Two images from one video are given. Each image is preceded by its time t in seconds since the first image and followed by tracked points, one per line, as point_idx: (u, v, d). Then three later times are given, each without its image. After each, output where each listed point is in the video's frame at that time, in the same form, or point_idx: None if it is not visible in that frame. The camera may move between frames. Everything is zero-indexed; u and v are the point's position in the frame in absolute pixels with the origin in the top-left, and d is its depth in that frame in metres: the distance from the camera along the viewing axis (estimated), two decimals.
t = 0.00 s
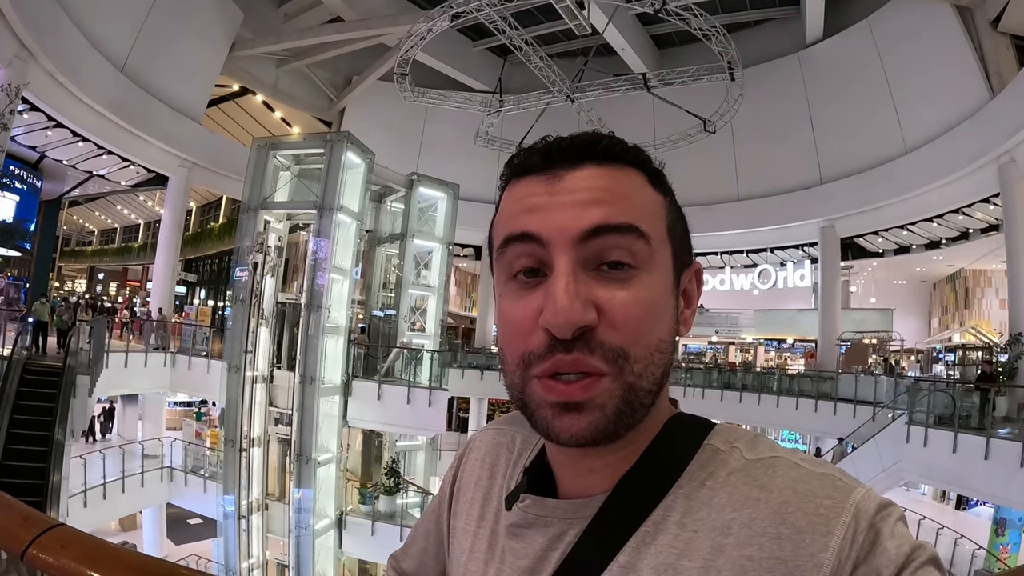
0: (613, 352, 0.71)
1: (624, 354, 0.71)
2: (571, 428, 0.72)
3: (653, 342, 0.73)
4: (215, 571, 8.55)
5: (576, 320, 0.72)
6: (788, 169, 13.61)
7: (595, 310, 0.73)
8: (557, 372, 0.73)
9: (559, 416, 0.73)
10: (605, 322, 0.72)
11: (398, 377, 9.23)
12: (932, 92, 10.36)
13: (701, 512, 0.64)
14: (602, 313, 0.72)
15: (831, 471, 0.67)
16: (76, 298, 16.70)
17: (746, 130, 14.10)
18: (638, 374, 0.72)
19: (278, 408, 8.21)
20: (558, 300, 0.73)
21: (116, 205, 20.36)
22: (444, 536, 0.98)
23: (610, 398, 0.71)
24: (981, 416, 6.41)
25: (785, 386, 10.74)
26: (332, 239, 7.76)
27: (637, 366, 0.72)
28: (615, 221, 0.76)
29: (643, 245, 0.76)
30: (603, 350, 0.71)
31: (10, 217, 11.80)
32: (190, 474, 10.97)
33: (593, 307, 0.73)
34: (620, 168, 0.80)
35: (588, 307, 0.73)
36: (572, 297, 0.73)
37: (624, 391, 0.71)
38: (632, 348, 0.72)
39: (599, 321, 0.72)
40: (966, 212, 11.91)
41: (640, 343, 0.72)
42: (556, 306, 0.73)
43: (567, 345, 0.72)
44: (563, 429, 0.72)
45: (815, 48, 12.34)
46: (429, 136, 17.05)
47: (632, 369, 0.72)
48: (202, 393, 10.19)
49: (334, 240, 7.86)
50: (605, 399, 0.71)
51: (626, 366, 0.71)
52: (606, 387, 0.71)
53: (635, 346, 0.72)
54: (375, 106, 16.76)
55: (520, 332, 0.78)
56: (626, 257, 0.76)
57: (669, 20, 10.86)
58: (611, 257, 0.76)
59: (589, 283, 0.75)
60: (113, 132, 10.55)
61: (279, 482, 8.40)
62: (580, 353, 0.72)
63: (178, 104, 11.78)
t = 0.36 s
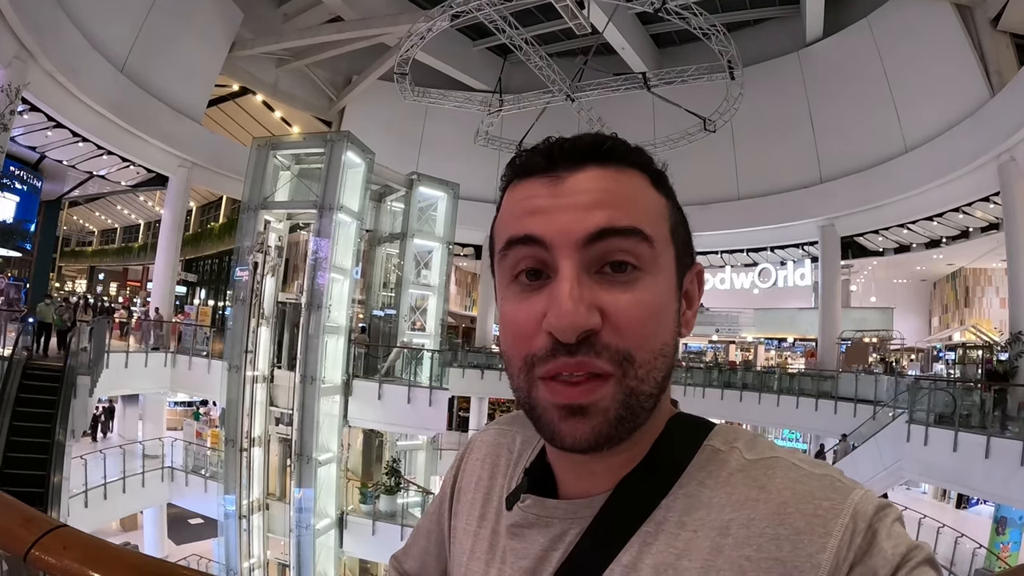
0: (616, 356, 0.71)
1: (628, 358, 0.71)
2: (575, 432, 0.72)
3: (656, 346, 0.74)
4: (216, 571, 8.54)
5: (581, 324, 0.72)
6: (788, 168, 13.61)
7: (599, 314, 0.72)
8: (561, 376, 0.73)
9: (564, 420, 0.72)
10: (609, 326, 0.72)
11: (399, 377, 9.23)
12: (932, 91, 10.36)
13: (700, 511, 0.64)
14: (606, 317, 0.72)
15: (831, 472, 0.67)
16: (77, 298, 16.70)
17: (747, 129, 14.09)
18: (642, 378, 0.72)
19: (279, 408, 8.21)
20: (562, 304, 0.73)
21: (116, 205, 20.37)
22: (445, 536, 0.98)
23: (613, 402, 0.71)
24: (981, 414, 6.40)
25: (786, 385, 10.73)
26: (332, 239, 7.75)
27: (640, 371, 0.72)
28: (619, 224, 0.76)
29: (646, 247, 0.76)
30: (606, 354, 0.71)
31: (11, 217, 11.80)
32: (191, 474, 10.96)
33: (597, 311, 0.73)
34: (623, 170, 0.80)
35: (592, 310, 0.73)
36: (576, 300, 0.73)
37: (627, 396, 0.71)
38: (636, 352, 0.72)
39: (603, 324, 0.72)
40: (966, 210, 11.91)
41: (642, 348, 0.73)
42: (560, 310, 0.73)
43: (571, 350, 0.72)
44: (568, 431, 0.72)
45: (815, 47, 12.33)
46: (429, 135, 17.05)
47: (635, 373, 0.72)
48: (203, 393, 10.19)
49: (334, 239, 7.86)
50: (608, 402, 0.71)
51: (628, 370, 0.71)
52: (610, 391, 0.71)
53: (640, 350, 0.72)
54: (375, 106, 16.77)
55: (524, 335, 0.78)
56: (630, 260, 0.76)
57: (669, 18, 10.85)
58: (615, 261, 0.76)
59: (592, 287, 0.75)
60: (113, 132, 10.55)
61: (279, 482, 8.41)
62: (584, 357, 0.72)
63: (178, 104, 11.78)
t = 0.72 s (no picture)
0: (615, 355, 0.71)
1: (625, 358, 0.71)
2: (572, 433, 0.72)
3: (654, 346, 0.74)
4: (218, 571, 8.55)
5: (576, 325, 0.72)
6: (788, 167, 13.61)
7: (595, 315, 0.72)
8: (559, 377, 0.73)
9: (561, 420, 0.72)
10: (605, 327, 0.72)
11: (399, 376, 9.25)
12: (933, 89, 10.34)
13: (698, 506, 0.64)
14: (603, 317, 0.72)
15: (827, 467, 0.67)
16: (77, 298, 16.72)
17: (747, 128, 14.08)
18: (639, 378, 0.72)
19: (280, 408, 8.22)
20: (559, 305, 0.73)
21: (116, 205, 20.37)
22: (443, 534, 0.98)
23: (610, 402, 0.71)
24: (982, 413, 6.40)
25: (787, 384, 10.71)
26: (332, 239, 7.76)
27: (639, 371, 0.72)
28: (616, 224, 0.76)
29: (643, 247, 0.76)
30: (605, 353, 0.71)
31: (11, 218, 11.80)
32: (192, 473, 10.97)
33: (594, 312, 0.73)
34: (619, 168, 0.80)
35: (588, 311, 0.72)
36: (573, 302, 0.73)
37: (625, 396, 0.71)
38: (634, 351, 0.72)
39: (600, 325, 0.72)
40: (967, 209, 11.91)
41: (641, 347, 0.73)
42: (557, 311, 0.73)
43: (569, 351, 0.72)
44: (564, 431, 0.72)
45: (815, 46, 12.32)
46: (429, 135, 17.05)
47: (634, 373, 0.72)
48: (203, 393, 10.20)
49: (335, 239, 7.86)
50: (605, 403, 0.71)
51: (628, 370, 0.71)
52: (607, 391, 0.71)
53: (636, 350, 0.72)
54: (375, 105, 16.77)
55: (521, 336, 0.78)
56: (627, 260, 0.76)
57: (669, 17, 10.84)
58: (612, 260, 0.76)
59: (588, 287, 0.75)
60: (114, 132, 10.56)
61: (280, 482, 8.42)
62: (581, 358, 0.72)
63: (178, 104, 11.79)
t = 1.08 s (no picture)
0: (614, 344, 0.71)
1: (625, 347, 0.71)
2: (571, 424, 0.72)
3: (655, 337, 0.73)
4: (218, 570, 8.55)
5: (575, 315, 0.72)
6: (788, 166, 13.60)
7: (594, 305, 0.72)
8: (558, 367, 0.73)
9: (560, 410, 0.72)
10: (604, 317, 0.72)
11: (399, 376, 9.24)
12: (934, 89, 10.33)
13: (702, 501, 0.64)
14: (601, 308, 0.72)
15: (833, 463, 0.66)
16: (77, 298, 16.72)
17: (746, 127, 14.08)
18: (639, 368, 0.72)
19: (280, 408, 8.23)
20: (557, 296, 0.73)
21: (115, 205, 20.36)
22: (444, 529, 0.98)
23: (610, 392, 0.71)
24: (982, 412, 6.41)
25: (787, 383, 10.71)
26: (332, 238, 7.76)
27: (639, 361, 0.72)
28: (615, 216, 0.76)
29: (642, 239, 0.76)
30: (604, 343, 0.71)
31: (11, 218, 11.80)
32: (192, 473, 10.97)
33: (593, 303, 0.73)
34: (619, 162, 0.80)
35: (587, 302, 0.73)
36: (572, 292, 0.73)
37: (625, 386, 0.71)
38: (633, 340, 0.72)
39: (598, 315, 0.72)
40: (967, 208, 11.92)
41: (642, 337, 0.72)
42: (555, 301, 0.73)
43: (566, 341, 0.72)
44: (563, 421, 0.72)
45: (815, 45, 12.31)
46: (429, 134, 17.04)
47: (634, 363, 0.72)
48: (203, 392, 10.21)
49: (335, 238, 7.86)
50: (604, 394, 0.71)
51: (627, 359, 0.71)
52: (607, 381, 0.71)
53: (637, 340, 0.72)
54: (375, 104, 16.75)
55: (519, 327, 0.78)
56: (626, 253, 0.76)
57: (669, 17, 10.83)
58: (610, 253, 0.76)
59: (587, 279, 0.75)
60: (114, 132, 10.56)
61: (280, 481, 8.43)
62: (580, 347, 0.72)
63: (178, 104, 11.78)
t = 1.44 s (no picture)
0: (600, 354, 0.71)
1: (610, 358, 0.71)
2: (559, 435, 0.72)
3: (641, 343, 0.73)
4: (217, 570, 8.56)
5: (555, 330, 0.72)
6: (787, 165, 13.60)
7: (575, 319, 0.73)
8: (542, 380, 0.73)
9: (548, 421, 0.73)
10: (586, 329, 0.72)
11: (399, 375, 9.23)
12: (933, 88, 10.34)
13: (694, 507, 0.64)
14: (583, 322, 0.72)
15: (824, 468, 0.66)
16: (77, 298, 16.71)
17: (746, 126, 14.08)
18: (626, 377, 0.72)
19: (279, 407, 8.23)
20: (537, 311, 0.73)
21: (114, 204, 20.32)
22: (441, 535, 0.98)
23: (596, 402, 0.71)
24: (981, 411, 6.41)
25: (786, 382, 10.74)
26: (331, 238, 7.75)
27: (626, 369, 0.72)
28: (593, 229, 0.76)
29: (621, 249, 0.76)
30: (589, 355, 0.71)
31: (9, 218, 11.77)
32: (191, 472, 10.97)
33: (574, 316, 0.73)
34: (596, 173, 0.79)
35: (568, 316, 0.73)
36: (552, 307, 0.73)
37: (612, 395, 0.71)
38: (619, 350, 0.72)
39: (581, 327, 0.72)
40: (965, 207, 11.93)
41: (626, 345, 0.72)
42: (536, 318, 0.73)
43: (549, 355, 0.73)
44: (551, 432, 0.72)
45: (814, 44, 12.30)
46: (428, 133, 17.03)
47: (621, 371, 0.72)
48: (203, 392, 10.21)
49: (334, 238, 7.85)
50: (591, 404, 0.71)
51: (614, 368, 0.71)
52: (593, 391, 0.71)
53: (621, 349, 0.72)
54: (374, 103, 16.73)
55: (504, 341, 0.78)
56: (606, 264, 0.76)
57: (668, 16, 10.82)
58: (590, 264, 0.76)
59: (568, 293, 0.75)
60: (112, 131, 10.53)
61: (280, 481, 8.42)
62: (563, 360, 0.72)
63: (177, 103, 11.76)
